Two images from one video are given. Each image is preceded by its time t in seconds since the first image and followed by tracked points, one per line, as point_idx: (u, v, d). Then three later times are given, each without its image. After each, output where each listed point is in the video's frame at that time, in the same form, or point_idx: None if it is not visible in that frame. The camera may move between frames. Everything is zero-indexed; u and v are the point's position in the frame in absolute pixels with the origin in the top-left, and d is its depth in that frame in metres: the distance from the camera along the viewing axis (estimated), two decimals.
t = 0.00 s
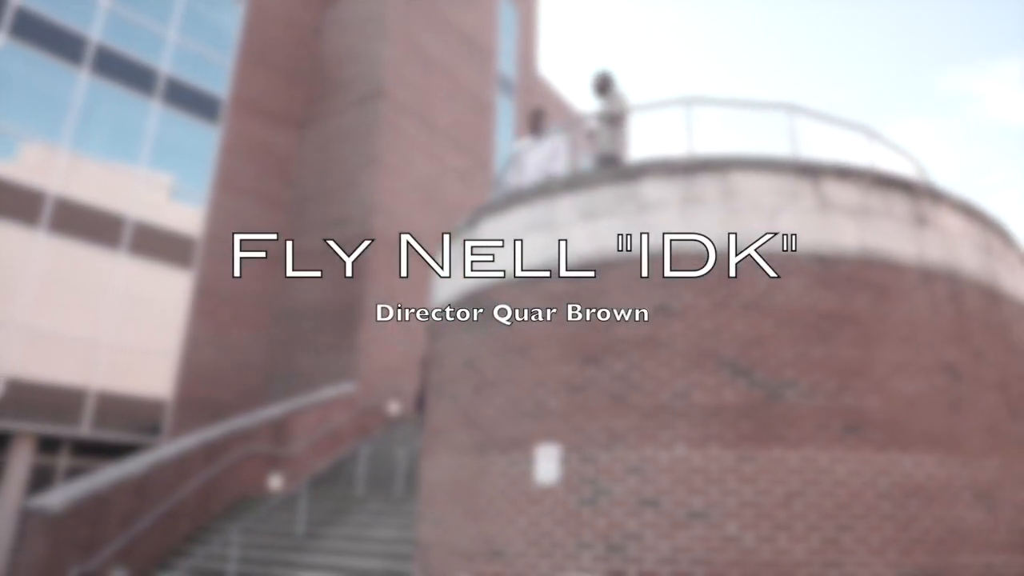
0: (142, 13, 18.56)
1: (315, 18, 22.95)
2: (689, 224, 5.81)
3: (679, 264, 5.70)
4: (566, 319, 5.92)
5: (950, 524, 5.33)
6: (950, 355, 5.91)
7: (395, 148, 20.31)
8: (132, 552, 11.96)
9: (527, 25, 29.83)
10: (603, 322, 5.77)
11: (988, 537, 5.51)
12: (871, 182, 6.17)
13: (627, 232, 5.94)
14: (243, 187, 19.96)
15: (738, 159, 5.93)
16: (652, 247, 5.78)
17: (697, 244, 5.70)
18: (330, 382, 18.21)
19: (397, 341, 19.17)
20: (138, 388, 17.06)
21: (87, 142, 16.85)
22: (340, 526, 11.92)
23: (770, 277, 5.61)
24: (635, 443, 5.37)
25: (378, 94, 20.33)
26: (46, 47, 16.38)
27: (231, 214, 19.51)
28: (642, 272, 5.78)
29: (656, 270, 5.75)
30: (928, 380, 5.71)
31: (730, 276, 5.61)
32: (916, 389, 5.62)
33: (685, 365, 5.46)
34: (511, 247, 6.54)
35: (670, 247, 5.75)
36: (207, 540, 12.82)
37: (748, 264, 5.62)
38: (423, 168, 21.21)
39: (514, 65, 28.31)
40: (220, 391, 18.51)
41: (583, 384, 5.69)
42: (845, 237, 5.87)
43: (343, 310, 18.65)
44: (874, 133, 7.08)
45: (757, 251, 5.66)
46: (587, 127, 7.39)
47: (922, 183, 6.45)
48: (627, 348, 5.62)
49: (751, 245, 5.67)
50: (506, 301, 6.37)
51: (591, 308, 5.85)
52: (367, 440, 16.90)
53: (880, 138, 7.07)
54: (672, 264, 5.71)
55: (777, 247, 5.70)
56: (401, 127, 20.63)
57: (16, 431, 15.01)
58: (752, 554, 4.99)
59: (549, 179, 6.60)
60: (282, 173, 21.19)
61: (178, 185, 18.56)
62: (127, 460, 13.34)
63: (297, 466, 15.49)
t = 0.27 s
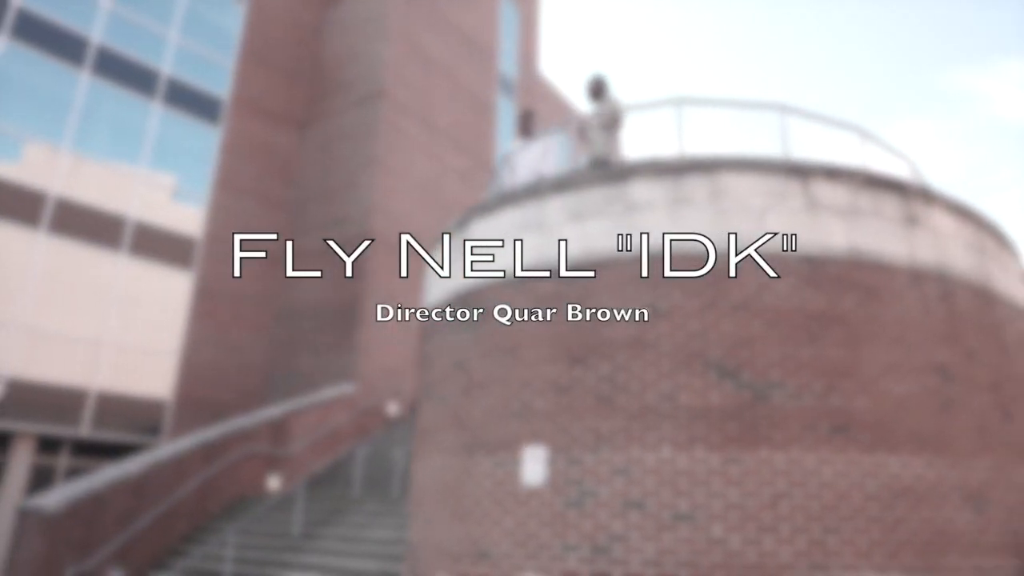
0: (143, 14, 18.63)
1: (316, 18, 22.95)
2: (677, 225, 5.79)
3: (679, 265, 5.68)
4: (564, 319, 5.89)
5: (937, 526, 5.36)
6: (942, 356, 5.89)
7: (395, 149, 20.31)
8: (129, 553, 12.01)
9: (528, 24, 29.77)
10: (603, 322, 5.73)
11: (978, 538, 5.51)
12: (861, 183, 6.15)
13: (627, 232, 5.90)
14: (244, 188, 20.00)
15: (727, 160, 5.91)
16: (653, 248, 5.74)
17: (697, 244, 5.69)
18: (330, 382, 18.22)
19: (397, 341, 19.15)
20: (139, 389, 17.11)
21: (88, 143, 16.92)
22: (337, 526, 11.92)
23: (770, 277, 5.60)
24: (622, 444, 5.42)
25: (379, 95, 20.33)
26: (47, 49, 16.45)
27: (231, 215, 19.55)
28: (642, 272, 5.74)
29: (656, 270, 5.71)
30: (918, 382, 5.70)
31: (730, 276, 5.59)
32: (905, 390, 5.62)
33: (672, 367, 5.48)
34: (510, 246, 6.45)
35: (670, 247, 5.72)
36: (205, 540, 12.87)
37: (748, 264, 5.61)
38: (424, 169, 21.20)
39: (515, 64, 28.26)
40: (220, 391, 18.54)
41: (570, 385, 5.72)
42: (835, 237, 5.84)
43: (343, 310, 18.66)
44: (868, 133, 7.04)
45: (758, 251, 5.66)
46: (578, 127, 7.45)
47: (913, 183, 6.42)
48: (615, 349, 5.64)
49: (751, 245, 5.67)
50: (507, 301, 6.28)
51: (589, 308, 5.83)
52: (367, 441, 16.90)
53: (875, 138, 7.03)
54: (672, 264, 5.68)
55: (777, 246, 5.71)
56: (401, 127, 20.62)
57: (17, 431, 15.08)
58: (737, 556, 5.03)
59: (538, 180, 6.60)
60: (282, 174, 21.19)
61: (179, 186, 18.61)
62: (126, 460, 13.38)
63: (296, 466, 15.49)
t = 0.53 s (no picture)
0: (133, 17, 18.64)
1: (308, 20, 22.88)
2: (656, 228, 5.81)
3: (680, 265, 5.68)
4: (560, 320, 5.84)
5: (914, 528, 5.39)
6: (922, 358, 5.91)
7: (387, 151, 20.30)
8: (116, 558, 11.98)
9: (522, 26, 29.80)
10: (603, 322, 5.69)
11: (956, 540, 5.54)
12: (841, 186, 6.16)
13: (626, 232, 5.88)
14: (235, 190, 19.94)
15: (707, 163, 5.93)
16: (653, 248, 5.73)
17: (697, 244, 5.70)
18: (321, 385, 18.16)
19: (389, 344, 19.11)
20: (129, 393, 17.05)
21: (78, 146, 16.91)
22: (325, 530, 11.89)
23: (770, 277, 5.64)
24: (601, 447, 5.44)
25: (371, 97, 20.33)
26: (37, 52, 16.45)
27: (223, 218, 19.48)
28: (642, 272, 5.72)
29: (656, 270, 5.70)
30: (897, 385, 5.72)
31: (730, 276, 5.61)
32: (884, 393, 5.64)
33: (651, 370, 5.49)
34: (510, 247, 6.34)
35: (670, 247, 5.73)
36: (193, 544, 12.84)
37: (749, 264, 5.64)
38: (416, 171, 21.19)
39: (508, 66, 28.27)
40: (211, 394, 18.47)
41: (549, 389, 5.73)
42: (815, 240, 5.85)
43: (334, 313, 18.62)
44: (849, 136, 7.12)
45: (757, 251, 5.70)
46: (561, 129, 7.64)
47: (893, 186, 6.45)
48: (595, 352, 5.64)
49: (751, 245, 5.71)
50: (506, 301, 6.17)
51: (586, 308, 5.78)
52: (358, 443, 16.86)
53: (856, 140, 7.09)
54: (673, 264, 5.69)
55: (777, 247, 5.75)
56: (393, 129, 20.61)
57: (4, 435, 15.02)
58: (714, 559, 5.05)
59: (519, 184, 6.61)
60: (274, 176, 21.07)
61: (170, 189, 18.58)
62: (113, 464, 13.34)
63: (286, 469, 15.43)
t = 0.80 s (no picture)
0: (126, 18, 18.67)
1: (301, 22, 22.92)
2: (635, 229, 5.85)
3: (669, 265, 5.71)
4: (556, 320, 5.78)
5: (890, 530, 5.42)
6: (901, 361, 5.94)
7: (380, 153, 20.33)
8: (102, 558, 12.00)
9: (516, 29, 29.89)
10: (601, 322, 5.66)
11: (932, 541, 5.57)
12: (821, 188, 6.18)
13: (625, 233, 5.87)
14: (227, 190, 19.92)
15: (686, 165, 5.96)
16: (652, 250, 5.74)
17: (696, 245, 5.74)
18: (312, 386, 18.15)
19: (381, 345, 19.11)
20: (119, 394, 17.01)
21: (69, 147, 16.92)
22: (313, 531, 11.89)
23: (769, 277, 5.72)
24: (579, 448, 5.44)
25: (364, 99, 20.36)
26: (27, 53, 16.49)
27: (215, 219, 19.51)
28: (641, 272, 5.72)
29: (655, 271, 5.70)
30: (876, 386, 5.74)
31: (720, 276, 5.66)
32: (861, 395, 5.67)
33: (629, 371, 5.51)
34: (510, 247, 6.22)
35: (669, 248, 5.75)
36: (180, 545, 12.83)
37: (741, 265, 5.69)
38: (408, 173, 21.22)
39: (502, 69, 28.33)
40: (202, 395, 18.45)
41: (528, 389, 5.74)
42: (795, 242, 5.88)
43: (326, 315, 18.62)
44: (829, 137, 7.20)
45: (755, 252, 5.77)
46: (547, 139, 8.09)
47: (873, 187, 6.48)
48: (574, 354, 5.66)
49: (749, 246, 5.77)
50: (506, 301, 6.07)
51: (583, 308, 5.74)
52: (348, 444, 16.85)
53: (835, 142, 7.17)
54: (672, 264, 5.71)
55: (774, 248, 5.82)
56: (386, 131, 20.64)
57: None
58: (690, 561, 5.07)
59: (500, 185, 6.63)
60: (266, 176, 21.10)
61: (162, 190, 18.60)
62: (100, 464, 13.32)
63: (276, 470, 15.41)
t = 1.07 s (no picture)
0: (121, 18, 18.74)
1: (297, 23, 23.05)
2: (617, 230, 5.88)
3: (651, 265, 5.72)
4: (552, 319, 5.76)
5: (869, 530, 5.43)
6: (880, 361, 5.99)
7: (376, 153, 20.39)
8: (93, 557, 12.05)
9: (512, 30, 30.00)
10: (600, 322, 5.65)
11: (912, 541, 5.59)
12: (803, 188, 6.20)
13: (624, 233, 5.86)
14: (221, 190, 19.95)
15: (669, 164, 5.97)
16: (651, 250, 5.75)
17: (693, 246, 5.75)
18: (307, 386, 18.16)
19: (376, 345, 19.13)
20: (113, 394, 17.02)
21: (63, 146, 16.98)
22: (304, 531, 11.93)
23: (764, 278, 5.75)
24: (560, 447, 5.45)
25: (359, 99, 20.41)
26: (21, 53, 16.58)
27: (210, 218, 19.56)
28: (638, 272, 5.72)
29: (653, 271, 5.71)
30: (856, 386, 5.77)
31: (703, 276, 5.68)
32: (841, 395, 5.69)
33: (610, 371, 5.52)
34: (510, 247, 6.15)
35: (667, 248, 5.75)
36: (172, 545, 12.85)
37: (728, 264, 5.72)
38: (404, 173, 21.28)
39: (498, 69, 28.40)
40: (196, 395, 18.47)
41: (509, 389, 5.75)
42: (776, 242, 5.91)
43: (321, 315, 18.64)
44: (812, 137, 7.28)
45: (751, 252, 5.81)
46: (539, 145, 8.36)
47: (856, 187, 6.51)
48: (555, 353, 5.67)
49: (745, 247, 5.80)
50: (506, 301, 6.01)
51: (580, 307, 5.74)
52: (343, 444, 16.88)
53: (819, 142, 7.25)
54: (669, 264, 5.71)
55: (770, 248, 5.86)
56: (382, 131, 20.68)
57: None
58: (669, 560, 5.08)
59: (483, 184, 6.66)
60: (261, 176, 21.15)
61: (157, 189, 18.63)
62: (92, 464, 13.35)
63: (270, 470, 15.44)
